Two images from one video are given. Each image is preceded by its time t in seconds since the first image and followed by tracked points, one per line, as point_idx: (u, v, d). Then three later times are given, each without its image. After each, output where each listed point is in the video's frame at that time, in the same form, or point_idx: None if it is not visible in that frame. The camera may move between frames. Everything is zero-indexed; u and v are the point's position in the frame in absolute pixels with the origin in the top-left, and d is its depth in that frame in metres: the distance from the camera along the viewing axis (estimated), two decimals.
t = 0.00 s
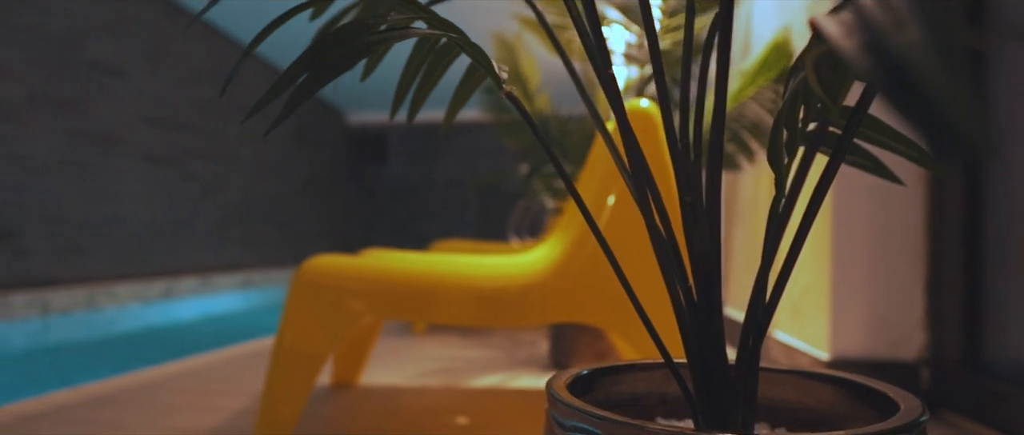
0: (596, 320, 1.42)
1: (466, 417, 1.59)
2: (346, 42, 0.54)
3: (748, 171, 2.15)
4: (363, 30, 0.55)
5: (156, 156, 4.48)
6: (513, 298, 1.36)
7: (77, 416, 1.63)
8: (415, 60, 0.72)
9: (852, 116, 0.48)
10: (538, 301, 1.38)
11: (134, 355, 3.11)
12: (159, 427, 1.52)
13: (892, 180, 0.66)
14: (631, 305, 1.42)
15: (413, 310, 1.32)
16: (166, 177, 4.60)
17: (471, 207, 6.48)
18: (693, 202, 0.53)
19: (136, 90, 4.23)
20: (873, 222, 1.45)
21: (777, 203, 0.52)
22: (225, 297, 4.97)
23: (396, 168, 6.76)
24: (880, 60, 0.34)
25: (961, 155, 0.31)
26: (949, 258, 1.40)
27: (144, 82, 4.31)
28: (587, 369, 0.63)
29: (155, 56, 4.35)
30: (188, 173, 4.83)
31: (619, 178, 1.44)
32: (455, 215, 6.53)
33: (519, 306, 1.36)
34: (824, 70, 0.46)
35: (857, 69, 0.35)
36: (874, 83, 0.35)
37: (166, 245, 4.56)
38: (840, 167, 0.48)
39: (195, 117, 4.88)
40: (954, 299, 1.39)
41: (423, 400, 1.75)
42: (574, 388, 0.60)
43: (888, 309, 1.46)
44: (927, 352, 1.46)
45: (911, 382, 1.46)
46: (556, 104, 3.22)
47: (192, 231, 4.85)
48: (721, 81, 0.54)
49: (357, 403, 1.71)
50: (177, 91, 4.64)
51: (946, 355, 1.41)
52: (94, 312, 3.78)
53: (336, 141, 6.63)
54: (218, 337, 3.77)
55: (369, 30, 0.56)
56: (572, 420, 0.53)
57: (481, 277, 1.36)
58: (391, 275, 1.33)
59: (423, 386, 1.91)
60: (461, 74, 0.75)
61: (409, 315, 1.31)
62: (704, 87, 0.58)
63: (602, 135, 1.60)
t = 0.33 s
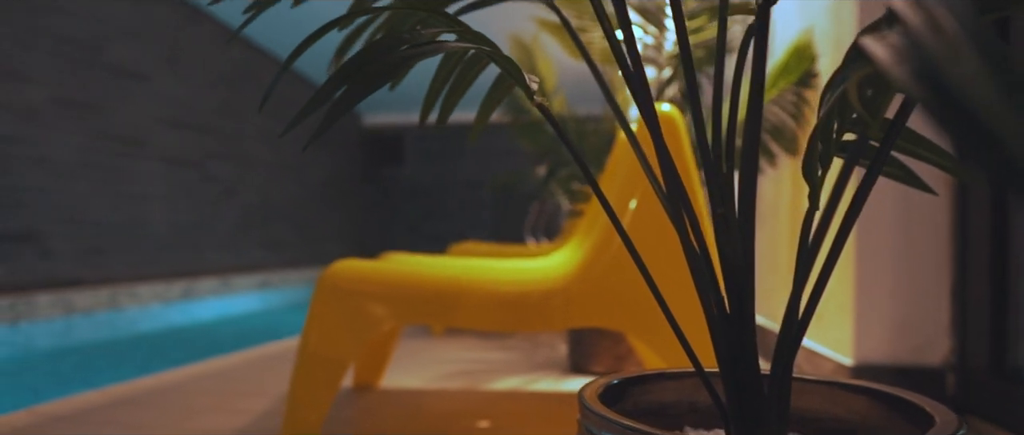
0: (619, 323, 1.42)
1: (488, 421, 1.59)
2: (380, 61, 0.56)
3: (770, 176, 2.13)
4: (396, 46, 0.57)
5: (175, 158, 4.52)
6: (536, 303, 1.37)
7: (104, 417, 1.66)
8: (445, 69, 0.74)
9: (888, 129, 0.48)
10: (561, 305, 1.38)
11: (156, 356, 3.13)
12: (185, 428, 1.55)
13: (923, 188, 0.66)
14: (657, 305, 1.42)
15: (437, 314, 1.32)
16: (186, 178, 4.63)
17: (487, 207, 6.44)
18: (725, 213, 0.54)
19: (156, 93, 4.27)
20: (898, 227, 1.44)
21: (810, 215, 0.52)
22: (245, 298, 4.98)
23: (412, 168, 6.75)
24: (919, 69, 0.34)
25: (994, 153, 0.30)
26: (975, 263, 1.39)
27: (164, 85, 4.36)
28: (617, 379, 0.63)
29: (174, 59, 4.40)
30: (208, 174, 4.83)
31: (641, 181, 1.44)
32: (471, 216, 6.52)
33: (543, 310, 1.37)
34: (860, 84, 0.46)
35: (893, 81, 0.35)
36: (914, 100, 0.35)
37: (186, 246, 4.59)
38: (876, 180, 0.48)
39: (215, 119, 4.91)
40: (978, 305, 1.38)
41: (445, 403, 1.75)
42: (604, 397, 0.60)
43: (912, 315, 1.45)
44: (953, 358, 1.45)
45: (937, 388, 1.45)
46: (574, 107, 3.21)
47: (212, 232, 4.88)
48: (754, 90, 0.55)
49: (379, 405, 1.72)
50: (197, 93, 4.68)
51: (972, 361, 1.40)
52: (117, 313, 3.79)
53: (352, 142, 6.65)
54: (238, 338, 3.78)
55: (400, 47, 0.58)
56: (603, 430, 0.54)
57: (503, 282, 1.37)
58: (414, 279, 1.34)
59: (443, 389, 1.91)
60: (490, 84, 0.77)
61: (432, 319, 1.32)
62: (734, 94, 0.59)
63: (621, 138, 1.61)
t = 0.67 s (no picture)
0: (642, 328, 1.42)
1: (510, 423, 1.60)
2: (415, 73, 0.58)
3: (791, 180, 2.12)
4: (429, 59, 0.59)
5: (195, 159, 4.56)
6: (559, 307, 1.37)
7: (132, 417, 1.68)
8: (475, 74, 0.76)
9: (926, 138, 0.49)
10: (584, 309, 1.39)
11: (177, 357, 3.15)
12: (211, 428, 1.57)
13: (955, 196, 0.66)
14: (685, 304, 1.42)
15: (459, 317, 1.33)
16: (206, 180, 4.67)
17: (503, 207, 6.43)
18: (757, 221, 0.56)
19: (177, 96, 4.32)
20: (923, 230, 1.43)
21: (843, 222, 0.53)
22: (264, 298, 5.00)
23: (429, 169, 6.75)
24: (962, 82, 0.34)
25: None
26: (1003, 268, 1.37)
27: (185, 87, 4.41)
28: (648, 386, 0.65)
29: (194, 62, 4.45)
30: (228, 175, 4.87)
31: (664, 182, 1.45)
32: (487, 216, 6.50)
33: (565, 314, 1.37)
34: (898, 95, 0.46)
35: (939, 95, 0.35)
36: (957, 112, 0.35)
37: (206, 246, 4.63)
38: (914, 188, 0.49)
39: (235, 121, 4.95)
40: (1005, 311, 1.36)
41: (468, 405, 1.77)
42: (635, 403, 0.62)
43: (938, 319, 1.44)
44: (980, 363, 1.43)
45: (963, 393, 1.44)
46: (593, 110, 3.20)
47: (232, 233, 4.92)
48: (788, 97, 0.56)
49: (401, 407, 1.73)
50: (217, 95, 4.73)
51: (998, 367, 1.38)
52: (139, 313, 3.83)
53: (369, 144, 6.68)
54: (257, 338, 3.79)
55: (434, 58, 0.60)
56: None
57: (526, 286, 1.37)
58: (437, 283, 1.34)
59: (463, 390, 1.92)
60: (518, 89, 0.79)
61: (455, 323, 1.33)
62: (765, 102, 0.60)
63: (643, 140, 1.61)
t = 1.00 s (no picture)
0: (665, 332, 1.42)
1: (532, 425, 1.61)
2: (451, 84, 0.61)
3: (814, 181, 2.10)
4: (463, 69, 0.62)
5: (216, 161, 4.61)
6: (582, 309, 1.38)
7: (160, 417, 1.71)
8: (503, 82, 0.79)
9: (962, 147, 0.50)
10: (607, 312, 1.39)
11: (197, 357, 3.17)
12: (238, 428, 1.60)
13: (987, 201, 0.66)
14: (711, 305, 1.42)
15: (483, 321, 1.34)
16: (227, 181, 4.71)
17: (520, 208, 6.41)
18: (789, 228, 0.58)
19: (198, 98, 4.37)
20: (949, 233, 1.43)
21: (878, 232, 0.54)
22: (284, 300, 5.01)
23: (446, 170, 6.75)
24: (1003, 92, 0.35)
25: None
26: None
27: (205, 89, 4.45)
28: (679, 391, 0.65)
29: (215, 64, 4.50)
30: (247, 177, 4.90)
31: (688, 184, 1.45)
32: (504, 218, 6.48)
33: (589, 317, 1.38)
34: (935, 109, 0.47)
35: (980, 107, 0.36)
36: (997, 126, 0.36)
37: (226, 247, 4.67)
38: (948, 197, 0.50)
39: (255, 123, 4.99)
40: None
41: (489, 406, 1.78)
42: (666, 407, 0.62)
43: (964, 323, 1.43)
44: (1008, 368, 1.42)
45: (992, 398, 1.42)
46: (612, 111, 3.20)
47: (252, 234, 4.95)
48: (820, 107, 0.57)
49: (423, 407, 1.75)
50: (238, 98, 4.78)
51: None
52: (161, 312, 3.86)
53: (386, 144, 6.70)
54: (276, 339, 3.80)
55: (468, 68, 0.63)
56: None
57: (548, 289, 1.38)
58: (461, 286, 1.36)
59: (485, 392, 1.93)
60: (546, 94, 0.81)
61: (479, 325, 1.34)
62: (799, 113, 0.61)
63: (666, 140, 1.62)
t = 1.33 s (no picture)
0: (688, 337, 1.42)
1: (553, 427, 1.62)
2: (481, 98, 0.68)
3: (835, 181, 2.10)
4: (494, 82, 0.69)
5: (237, 163, 4.65)
6: (604, 313, 1.38)
7: (187, 418, 1.73)
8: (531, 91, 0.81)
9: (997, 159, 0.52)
10: (630, 316, 1.39)
11: (218, 356, 3.21)
12: (263, 429, 1.62)
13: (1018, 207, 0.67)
14: (736, 308, 1.42)
15: (502, 323, 1.35)
16: (247, 182, 4.76)
17: (537, 209, 6.40)
18: (821, 237, 0.60)
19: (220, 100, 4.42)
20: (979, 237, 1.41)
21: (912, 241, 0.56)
22: (303, 300, 5.04)
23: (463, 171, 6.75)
24: None
25: None
26: None
27: (226, 91, 4.50)
28: (707, 399, 0.66)
29: (236, 66, 4.55)
30: (267, 178, 4.94)
31: (712, 185, 1.44)
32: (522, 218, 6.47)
33: (612, 321, 1.38)
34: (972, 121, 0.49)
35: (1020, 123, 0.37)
36: None
37: (246, 248, 4.71)
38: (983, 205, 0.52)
39: (275, 125, 5.04)
40: None
41: (509, 408, 1.79)
42: (695, 415, 0.63)
43: (993, 327, 1.42)
44: None
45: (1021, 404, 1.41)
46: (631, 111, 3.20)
47: (272, 235, 4.99)
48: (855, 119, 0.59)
49: (445, 409, 1.77)
50: (258, 100, 4.82)
51: None
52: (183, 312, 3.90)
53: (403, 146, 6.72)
54: (295, 339, 3.82)
55: (499, 79, 0.70)
56: None
57: (571, 293, 1.38)
58: (484, 290, 1.37)
59: (506, 394, 1.93)
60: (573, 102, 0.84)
61: (502, 329, 1.34)
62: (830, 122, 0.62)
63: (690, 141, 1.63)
